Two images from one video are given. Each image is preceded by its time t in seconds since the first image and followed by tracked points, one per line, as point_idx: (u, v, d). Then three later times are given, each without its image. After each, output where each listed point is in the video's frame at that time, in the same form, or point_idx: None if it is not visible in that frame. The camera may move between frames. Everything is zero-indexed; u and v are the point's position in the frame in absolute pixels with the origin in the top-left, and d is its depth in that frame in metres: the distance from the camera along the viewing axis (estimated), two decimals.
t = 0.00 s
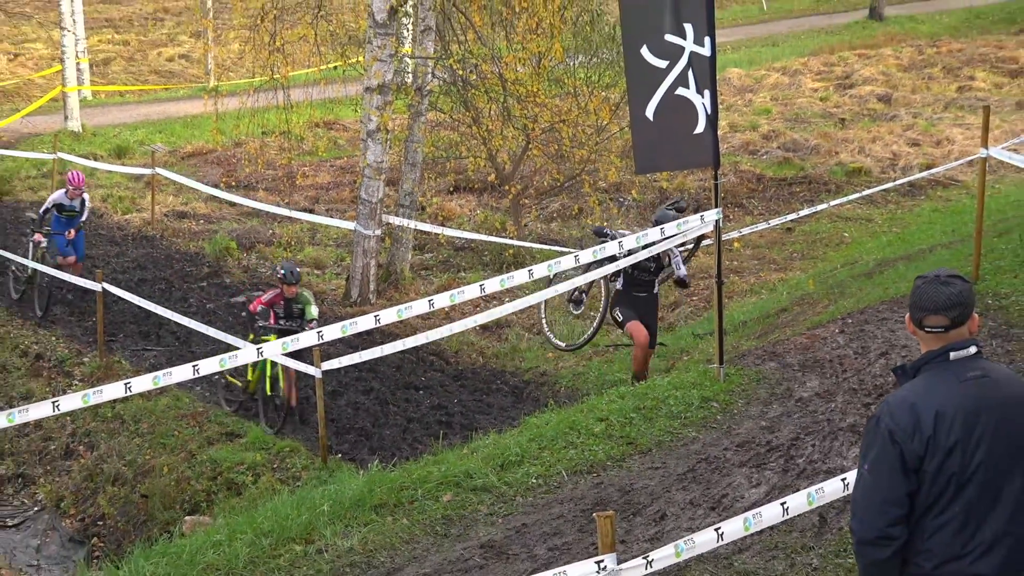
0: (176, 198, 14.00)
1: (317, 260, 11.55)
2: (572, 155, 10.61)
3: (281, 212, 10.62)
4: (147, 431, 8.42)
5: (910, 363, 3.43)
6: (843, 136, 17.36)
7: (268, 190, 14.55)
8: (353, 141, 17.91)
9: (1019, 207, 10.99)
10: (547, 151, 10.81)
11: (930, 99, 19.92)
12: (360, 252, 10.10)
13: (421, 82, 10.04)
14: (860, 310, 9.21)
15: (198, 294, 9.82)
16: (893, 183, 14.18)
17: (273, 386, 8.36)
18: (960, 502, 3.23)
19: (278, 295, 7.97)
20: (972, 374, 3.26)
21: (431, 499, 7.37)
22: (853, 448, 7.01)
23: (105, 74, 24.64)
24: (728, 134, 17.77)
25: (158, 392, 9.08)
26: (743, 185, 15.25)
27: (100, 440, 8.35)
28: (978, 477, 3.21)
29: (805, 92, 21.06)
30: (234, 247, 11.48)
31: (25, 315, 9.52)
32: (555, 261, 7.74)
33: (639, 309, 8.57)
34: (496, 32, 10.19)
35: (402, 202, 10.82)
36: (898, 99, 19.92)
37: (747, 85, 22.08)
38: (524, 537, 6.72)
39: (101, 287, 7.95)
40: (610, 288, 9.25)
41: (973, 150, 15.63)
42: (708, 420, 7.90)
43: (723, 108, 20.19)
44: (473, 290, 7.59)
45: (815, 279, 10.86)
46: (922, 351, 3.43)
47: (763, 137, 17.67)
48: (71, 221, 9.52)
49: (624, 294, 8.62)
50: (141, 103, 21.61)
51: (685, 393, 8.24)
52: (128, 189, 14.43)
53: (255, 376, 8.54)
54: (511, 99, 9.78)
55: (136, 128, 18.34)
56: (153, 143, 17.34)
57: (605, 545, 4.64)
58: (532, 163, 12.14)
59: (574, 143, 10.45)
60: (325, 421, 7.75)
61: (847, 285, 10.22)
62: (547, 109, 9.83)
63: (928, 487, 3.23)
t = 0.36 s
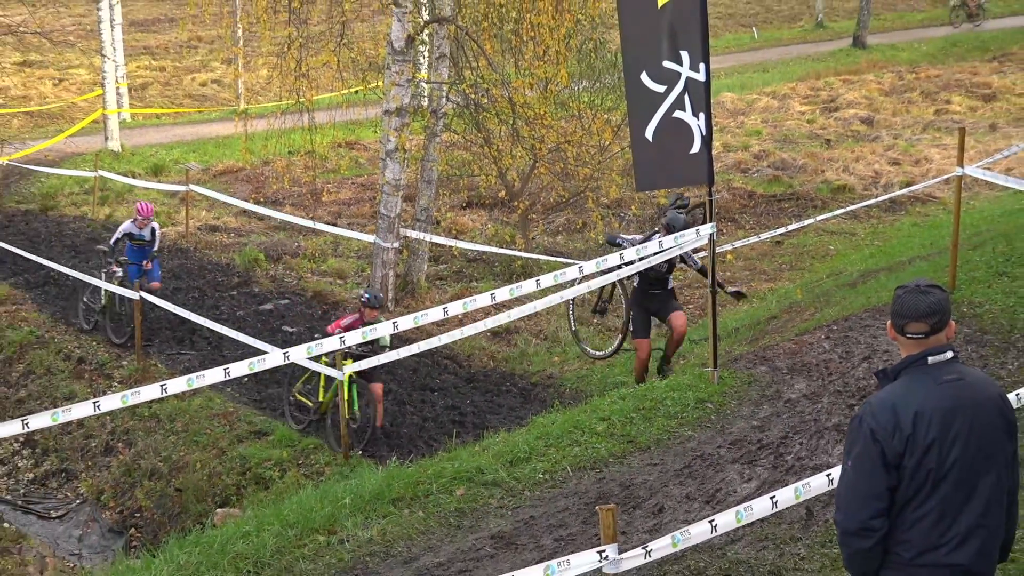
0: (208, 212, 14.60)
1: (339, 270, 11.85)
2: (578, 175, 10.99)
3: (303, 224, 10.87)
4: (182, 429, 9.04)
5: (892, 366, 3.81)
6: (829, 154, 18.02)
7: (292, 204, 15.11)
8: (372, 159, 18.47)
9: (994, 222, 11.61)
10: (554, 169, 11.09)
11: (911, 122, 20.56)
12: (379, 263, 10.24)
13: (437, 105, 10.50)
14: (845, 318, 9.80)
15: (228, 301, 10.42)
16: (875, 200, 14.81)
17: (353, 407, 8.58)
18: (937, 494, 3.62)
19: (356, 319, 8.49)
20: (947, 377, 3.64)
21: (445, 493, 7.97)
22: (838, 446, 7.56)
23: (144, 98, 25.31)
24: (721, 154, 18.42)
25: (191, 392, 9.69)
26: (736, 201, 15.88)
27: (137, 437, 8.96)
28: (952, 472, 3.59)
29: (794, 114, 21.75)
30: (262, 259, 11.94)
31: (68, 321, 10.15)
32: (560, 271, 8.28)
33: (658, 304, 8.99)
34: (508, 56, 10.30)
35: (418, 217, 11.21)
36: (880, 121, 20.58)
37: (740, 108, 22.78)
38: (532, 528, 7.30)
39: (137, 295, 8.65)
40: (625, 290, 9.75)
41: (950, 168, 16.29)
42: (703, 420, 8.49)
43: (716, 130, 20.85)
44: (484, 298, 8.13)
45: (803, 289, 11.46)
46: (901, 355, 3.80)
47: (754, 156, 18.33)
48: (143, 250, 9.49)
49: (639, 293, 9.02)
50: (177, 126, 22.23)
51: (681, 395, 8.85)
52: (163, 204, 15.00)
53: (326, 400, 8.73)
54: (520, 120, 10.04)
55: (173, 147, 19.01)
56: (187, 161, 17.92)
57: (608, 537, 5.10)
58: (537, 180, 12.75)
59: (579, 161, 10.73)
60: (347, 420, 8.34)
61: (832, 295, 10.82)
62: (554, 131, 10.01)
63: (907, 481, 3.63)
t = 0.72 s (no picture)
0: (241, 223, 15.25)
1: (362, 277, 12.41)
2: (583, 189, 11.63)
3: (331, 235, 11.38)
4: (215, 426, 9.68)
5: (880, 368, 4.07)
6: (819, 170, 18.66)
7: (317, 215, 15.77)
8: (392, 174, 19.14)
9: (972, 233, 12.22)
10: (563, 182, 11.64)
11: (897, 140, 21.15)
12: (399, 271, 10.56)
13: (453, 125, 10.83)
14: (834, 323, 10.40)
15: (257, 307, 11.05)
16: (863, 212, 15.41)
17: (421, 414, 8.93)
18: (923, 489, 3.84)
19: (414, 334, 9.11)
20: (932, 379, 3.88)
21: (460, 486, 8.56)
22: (828, 442, 8.09)
23: (179, 116, 26.10)
24: (717, 169, 19.08)
25: (224, 392, 10.33)
26: (732, 214, 16.52)
27: (174, 433, 9.63)
28: (938, 468, 3.82)
29: (786, 134, 22.44)
30: (290, 268, 12.52)
31: (108, 325, 10.82)
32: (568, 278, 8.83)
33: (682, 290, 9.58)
34: (518, 78, 10.85)
35: (436, 227, 11.61)
36: (866, 139, 21.20)
37: (736, 128, 23.48)
38: (541, 518, 7.88)
39: (175, 301, 9.57)
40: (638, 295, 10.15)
41: (932, 183, 16.91)
42: (702, 418, 9.09)
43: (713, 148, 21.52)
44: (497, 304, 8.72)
45: (795, 296, 12.06)
46: (888, 357, 4.06)
47: (749, 172, 18.99)
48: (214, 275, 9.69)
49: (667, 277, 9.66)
50: (210, 142, 22.96)
51: (682, 395, 9.47)
52: (198, 216, 15.68)
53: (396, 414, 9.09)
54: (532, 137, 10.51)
55: (209, 163, 19.68)
56: (221, 176, 18.61)
57: (612, 526, 5.46)
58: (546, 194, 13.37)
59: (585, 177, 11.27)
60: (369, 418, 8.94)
61: (823, 301, 11.43)
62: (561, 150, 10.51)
63: (894, 476, 3.86)
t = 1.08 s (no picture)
0: (270, 233, 16.01)
1: (385, 283, 13.07)
2: (591, 201, 12.24)
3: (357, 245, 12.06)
4: (248, 423, 10.34)
5: (873, 368, 4.34)
6: (811, 184, 19.32)
7: (341, 224, 16.49)
8: (412, 187, 19.86)
9: (956, 244, 12.83)
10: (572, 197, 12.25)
11: (887, 156, 21.79)
12: (419, 278, 11.17)
13: (470, 141, 11.48)
14: (826, 327, 11.02)
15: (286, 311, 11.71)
16: (855, 223, 16.03)
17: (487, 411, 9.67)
18: (910, 484, 4.09)
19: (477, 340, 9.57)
20: (920, 379, 4.13)
21: (476, 478, 9.18)
22: (820, 438, 8.69)
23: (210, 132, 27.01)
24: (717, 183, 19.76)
25: (255, 390, 10.99)
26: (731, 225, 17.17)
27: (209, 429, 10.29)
28: (924, 464, 4.07)
29: (781, 150, 23.12)
30: (318, 274, 13.16)
31: (148, 327, 11.51)
32: (577, 285, 9.41)
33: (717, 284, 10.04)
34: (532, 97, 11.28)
35: (454, 236, 12.18)
36: (857, 155, 21.88)
37: (734, 144, 24.20)
38: (552, 509, 8.49)
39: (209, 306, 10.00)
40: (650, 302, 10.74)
41: (919, 197, 17.54)
42: (703, 415, 9.71)
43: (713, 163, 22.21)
44: (511, 309, 9.31)
45: (789, 303, 12.69)
46: (881, 358, 4.33)
47: (747, 186, 19.66)
48: (276, 291, 10.09)
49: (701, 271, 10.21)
50: (237, 159, 23.80)
51: (684, 393, 10.10)
52: (231, 226, 16.45)
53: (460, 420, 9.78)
54: (543, 154, 11.11)
55: (243, 177, 20.55)
56: (253, 189, 19.39)
57: (619, 515, 5.83)
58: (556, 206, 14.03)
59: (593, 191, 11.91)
60: (391, 416, 9.56)
61: (816, 306, 12.05)
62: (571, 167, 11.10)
63: (883, 471, 4.11)
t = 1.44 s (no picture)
0: (294, 237, 16.75)
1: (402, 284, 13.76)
2: (597, 208, 12.77)
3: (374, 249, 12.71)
4: (273, 415, 11.01)
5: (861, 366, 4.70)
6: (803, 192, 19.99)
7: (360, 229, 17.24)
8: (426, 193, 20.61)
9: (937, 249, 13.50)
10: (576, 202, 12.89)
11: (872, 166, 22.43)
12: (434, 280, 11.93)
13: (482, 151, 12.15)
14: (816, 326, 11.68)
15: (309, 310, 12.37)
16: (845, 228, 16.68)
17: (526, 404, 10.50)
18: (895, 473, 4.44)
19: (524, 336, 10.35)
20: (904, 376, 4.49)
21: (488, 467, 9.83)
22: (809, 430, 9.33)
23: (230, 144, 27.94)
24: (712, 192, 20.46)
25: (280, 385, 11.67)
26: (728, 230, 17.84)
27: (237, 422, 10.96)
28: (908, 454, 4.41)
29: (773, 160, 23.83)
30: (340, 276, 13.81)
31: (181, 326, 12.19)
32: (582, 288, 10.03)
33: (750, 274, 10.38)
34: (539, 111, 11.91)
35: (467, 241, 12.78)
36: (844, 165, 22.57)
37: (728, 155, 24.94)
38: (558, 496, 9.13)
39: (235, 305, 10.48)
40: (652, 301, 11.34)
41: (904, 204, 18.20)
42: (702, 409, 10.35)
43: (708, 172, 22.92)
44: (520, 309, 9.93)
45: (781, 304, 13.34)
46: (868, 357, 4.69)
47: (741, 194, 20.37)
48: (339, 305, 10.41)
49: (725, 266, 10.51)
50: (262, 169, 24.68)
51: (683, 388, 10.76)
52: (258, 232, 17.23)
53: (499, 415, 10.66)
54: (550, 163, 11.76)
55: (273, 185, 21.41)
56: (279, 197, 20.23)
57: (621, 502, 6.09)
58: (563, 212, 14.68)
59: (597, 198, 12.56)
60: (408, 408, 10.21)
61: (806, 307, 12.71)
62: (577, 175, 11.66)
63: (870, 461, 4.47)
